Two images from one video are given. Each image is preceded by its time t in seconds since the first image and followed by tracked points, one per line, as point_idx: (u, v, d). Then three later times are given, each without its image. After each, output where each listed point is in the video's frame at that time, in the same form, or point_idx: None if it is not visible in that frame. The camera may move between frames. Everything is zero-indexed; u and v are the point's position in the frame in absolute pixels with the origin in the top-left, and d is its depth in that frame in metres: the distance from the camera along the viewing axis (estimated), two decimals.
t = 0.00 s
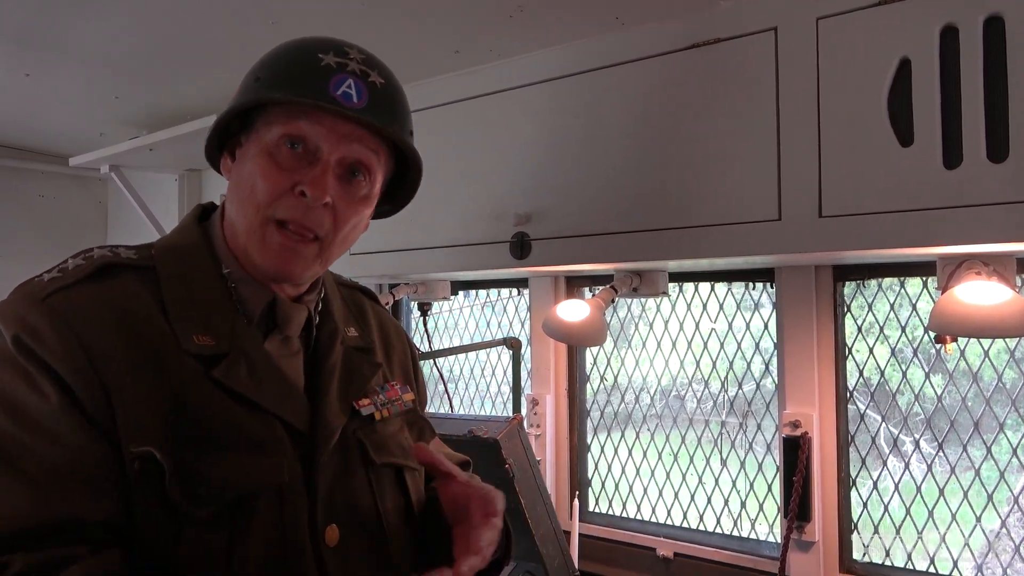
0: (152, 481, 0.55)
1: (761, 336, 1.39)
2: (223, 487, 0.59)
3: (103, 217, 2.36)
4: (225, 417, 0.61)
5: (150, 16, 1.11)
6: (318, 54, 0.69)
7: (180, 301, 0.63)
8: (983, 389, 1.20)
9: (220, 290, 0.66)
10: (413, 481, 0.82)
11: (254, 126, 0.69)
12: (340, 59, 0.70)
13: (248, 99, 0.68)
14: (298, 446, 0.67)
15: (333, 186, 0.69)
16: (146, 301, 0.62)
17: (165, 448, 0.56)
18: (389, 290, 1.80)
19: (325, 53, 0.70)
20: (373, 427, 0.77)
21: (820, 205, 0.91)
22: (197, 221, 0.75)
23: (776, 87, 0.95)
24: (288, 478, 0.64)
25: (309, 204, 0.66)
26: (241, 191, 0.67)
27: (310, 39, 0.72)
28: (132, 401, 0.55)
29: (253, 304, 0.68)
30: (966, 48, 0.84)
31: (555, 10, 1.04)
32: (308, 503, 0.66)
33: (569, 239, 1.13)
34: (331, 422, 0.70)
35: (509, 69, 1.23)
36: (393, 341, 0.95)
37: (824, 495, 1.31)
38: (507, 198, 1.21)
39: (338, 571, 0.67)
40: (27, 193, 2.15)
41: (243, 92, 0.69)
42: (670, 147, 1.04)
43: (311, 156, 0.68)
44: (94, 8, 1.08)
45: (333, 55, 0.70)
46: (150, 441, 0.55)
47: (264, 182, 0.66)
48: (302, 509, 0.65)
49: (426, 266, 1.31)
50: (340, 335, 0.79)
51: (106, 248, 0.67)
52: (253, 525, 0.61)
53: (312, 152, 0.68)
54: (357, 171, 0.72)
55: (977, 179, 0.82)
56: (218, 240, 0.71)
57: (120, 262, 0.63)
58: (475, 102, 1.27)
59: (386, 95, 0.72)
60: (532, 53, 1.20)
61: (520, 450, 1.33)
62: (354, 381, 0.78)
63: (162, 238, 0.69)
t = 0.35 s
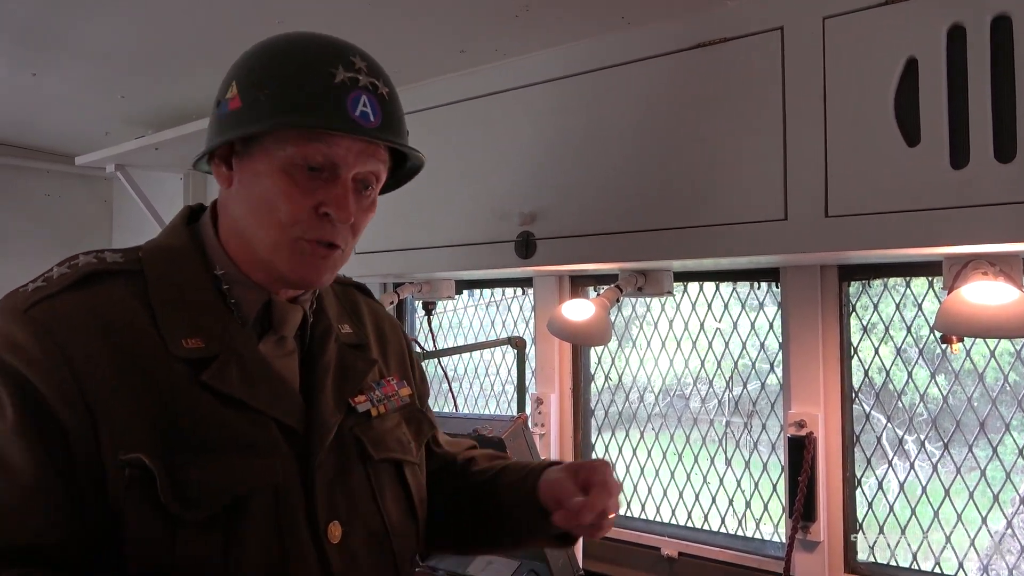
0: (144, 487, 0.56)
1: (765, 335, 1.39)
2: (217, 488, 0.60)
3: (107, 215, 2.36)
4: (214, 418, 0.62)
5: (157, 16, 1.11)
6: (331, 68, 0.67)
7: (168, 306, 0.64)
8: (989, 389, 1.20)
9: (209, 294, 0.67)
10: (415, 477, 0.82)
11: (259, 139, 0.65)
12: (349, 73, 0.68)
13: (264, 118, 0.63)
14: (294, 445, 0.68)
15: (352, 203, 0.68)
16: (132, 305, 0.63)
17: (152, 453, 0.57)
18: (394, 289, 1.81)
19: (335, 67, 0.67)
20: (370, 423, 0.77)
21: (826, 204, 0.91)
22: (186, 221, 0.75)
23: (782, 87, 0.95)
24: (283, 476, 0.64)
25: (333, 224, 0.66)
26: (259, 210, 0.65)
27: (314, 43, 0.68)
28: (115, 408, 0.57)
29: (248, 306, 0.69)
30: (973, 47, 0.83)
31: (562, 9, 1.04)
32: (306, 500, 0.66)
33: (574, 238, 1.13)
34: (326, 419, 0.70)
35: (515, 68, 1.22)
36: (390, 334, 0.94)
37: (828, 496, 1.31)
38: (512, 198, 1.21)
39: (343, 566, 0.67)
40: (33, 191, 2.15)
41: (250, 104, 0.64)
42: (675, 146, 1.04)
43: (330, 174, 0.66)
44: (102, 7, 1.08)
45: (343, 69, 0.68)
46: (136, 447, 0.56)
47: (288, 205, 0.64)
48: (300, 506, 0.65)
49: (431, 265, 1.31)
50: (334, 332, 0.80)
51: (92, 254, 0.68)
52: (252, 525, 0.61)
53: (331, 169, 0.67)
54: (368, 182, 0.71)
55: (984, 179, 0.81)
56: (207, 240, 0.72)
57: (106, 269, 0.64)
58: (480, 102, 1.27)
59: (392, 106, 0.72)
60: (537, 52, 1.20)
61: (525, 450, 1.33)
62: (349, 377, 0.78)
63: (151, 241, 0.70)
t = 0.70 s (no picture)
0: (156, 488, 0.57)
1: (773, 335, 1.39)
2: (225, 486, 0.59)
3: (114, 214, 2.37)
4: (214, 420, 0.61)
5: (166, 14, 1.11)
6: (318, 77, 0.67)
7: (163, 310, 0.64)
8: (998, 389, 1.19)
9: (203, 297, 0.67)
10: (418, 468, 0.82)
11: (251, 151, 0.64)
12: (336, 79, 0.68)
13: (257, 130, 0.63)
14: (298, 440, 0.67)
15: (347, 205, 0.68)
16: (126, 313, 0.63)
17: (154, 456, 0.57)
18: (400, 287, 1.81)
19: (323, 75, 0.68)
20: (371, 415, 0.77)
21: (835, 203, 0.91)
22: (173, 227, 0.74)
23: (791, 85, 0.95)
24: (289, 470, 0.65)
25: (331, 230, 0.66)
26: (256, 222, 0.64)
27: (298, 49, 0.68)
28: (109, 418, 0.57)
29: (245, 308, 0.69)
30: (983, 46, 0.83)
31: (570, 8, 1.04)
32: (316, 494, 0.66)
33: (582, 237, 1.13)
34: (330, 412, 0.71)
35: (522, 67, 1.22)
36: (380, 331, 0.94)
37: (836, 496, 1.31)
38: (518, 196, 1.21)
39: (359, 554, 0.68)
40: (40, 190, 2.16)
41: (239, 117, 0.64)
42: (683, 145, 1.04)
43: (324, 179, 0.66)
44: (111, 6, 1.08)
45: (329, 76, 0.68)
46: (143, 452, 0.57)
47: (285, 214, 0.64)
48: (309, 500, 0.65)
49: (439, 264, 1.31)
50: (329, 329, 0.80)
51: (84, 264, 0.68)
52: (264, 521, 0.61)
53: (326, 175, 0.66)
54: (359, 182, 0.71)
55: (995, 178, 0.81)
56: (196, 243, 0.71)
57: (99, 278, 0.64)
58: (488, 100, 1.27)
59: (378, 107, 0.72)
60: (544, 51, 1.20)
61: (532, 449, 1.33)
62: (348, 371, 0.78)
63: (141, 248, 0.70)
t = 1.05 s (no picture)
0: (184, 483, 0.57)
1: (788, 334, 1.38)
2: (252, 481, 0.60)
3: (130, 212, 2.39)
4: (236, 416, 0.62)
5: (184, 13, 1.12)
6: (320, 76, 0.67)
7: (182, 310, 0.64)
8: (1016, 390, 1.18)
9: (220, 296, 0.67)
10: (432, 461, 0.82)
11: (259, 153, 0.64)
12: (339, 77, 0.69)
13: (265, 132, 0.63)
14: (316, 433, 0.68)
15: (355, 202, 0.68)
16: (146, 314, 0.63)
17: (182, 453, 0.58)
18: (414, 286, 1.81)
19: (325, 74, 0.68)
20: (386, 408, 0.77)
21: (854, 202, 0.90)
22: (185, 230, 0.75)
23: (809, 84, 0.95)
24: (311, 462, 0.65)
25: (341, 226, 0.66)
26: (267, 222, 0.64)
27: (299, 50, 0.68)
28: (135, 418, 0.57)
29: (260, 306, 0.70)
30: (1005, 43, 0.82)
31: (586, 6, 1.04)
32: (337, 486, 0.67)
33: (598, 235, 1.13)
34: (346, 405, 0.71)
35: (538, 65, 1.22)
36: (389, 327, 0.94)
37: (853, 495, 1.31)
38: (534, 195, 1.21)
39: (380, 545, 0.68)
40: (57, 188, 2.18)
41: (246, 120, 0.64)
42: (700, 143, 1.03)
43: (331, 177, 0.67)
44: (130, 5, 1.09)
45: (332, 74, 0.68)
46: (170, 448, 0.57)
47: (297, 213, 0.64)
48: (330, 491, 0.66)
49: (454, 262, 1.32)
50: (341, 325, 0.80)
51: (99, 269, 0.68)
52: (289, 512, 0.62)
53: (333, 173, 0.67)
54: (364, 179, 0.72)
55: (1016, 177, 0.80)
56: (207, 244, 0.71)
57: (116, 282, 0.64)
58: (503, 99, 1.27)
59: (380, 103, 0.72)
60: (560, 50, 1.20)
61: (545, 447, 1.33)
62: (360, 365, 0.78)
63: (153, 251, 0.70)
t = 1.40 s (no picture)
0: (198, 476, 0.58)
1: (800, 333, 1.38)
2: (267, 475, 0.60)
3: (142, 208, 2.40)
4: (252, 409, 0.62)
5: (199, 9, 1.12)
6: (338, 74, 0.67)
7: (201, 303, 0.65)
8: None
9: (238, 290, 0.68)
10: (447, 455, 0.82)
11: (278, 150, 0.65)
12: (356, 75, 0.69)
13: (283, 131, 0.63)
14: (331, 427, 0.68)
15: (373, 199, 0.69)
16: (165, 306, 0.63)
17: (199, 446, 0.58)
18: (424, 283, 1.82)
19: (343, 72, 0.68)
20: (402, 403, 0.78)
21: (869, 199, 0.90)
22: (206, 224, 0.75)
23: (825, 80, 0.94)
24: (324, 457, 0.65)
25: (358, 224, 0.67)
26: (284, 218, 0.65)
27: (317, 47, 0.68)
28: (154, 410, 0.57)
29: (277, 300, 0.70)
30: None
31: (601, 2, 1.03)
32: (351, 480, 0.67)
33: (610, 232, 1.13)
34: (362, 400, 0.71)
35: (551, 62, 1.22)
36: (408, 322, 0.95)
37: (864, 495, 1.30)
38: (546, 192, 1.21)
39: (392, 540, 0.68)
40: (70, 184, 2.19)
41: (265, 118, 0.64)
42: (713, 140, 1.03)
43: (349, 174, 0.67)
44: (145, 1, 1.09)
45: (350, 72, 0.68)
46: (185, 440, 0.58)
47: (313, 210, 0.64)
48: (343, 487, 0.66)
49: (465, 258, 1.32)
50: (359, 319, 0.80)
51: (120, 261, 0.69)
52: (301, 507, 0.62)
53: (351, 171, 0.67)
54: (382, 176, 0.72)
55: None
56: (227, 239, 0.72)
57: (137, 273, 0.65)
58: (515, 95, 1.27)
59: (398, 100, 0.72)
60: (574, 46, 1.20)
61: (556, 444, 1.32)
62: (378, 360, 0.78)
63: (174, 245, 0.71)
